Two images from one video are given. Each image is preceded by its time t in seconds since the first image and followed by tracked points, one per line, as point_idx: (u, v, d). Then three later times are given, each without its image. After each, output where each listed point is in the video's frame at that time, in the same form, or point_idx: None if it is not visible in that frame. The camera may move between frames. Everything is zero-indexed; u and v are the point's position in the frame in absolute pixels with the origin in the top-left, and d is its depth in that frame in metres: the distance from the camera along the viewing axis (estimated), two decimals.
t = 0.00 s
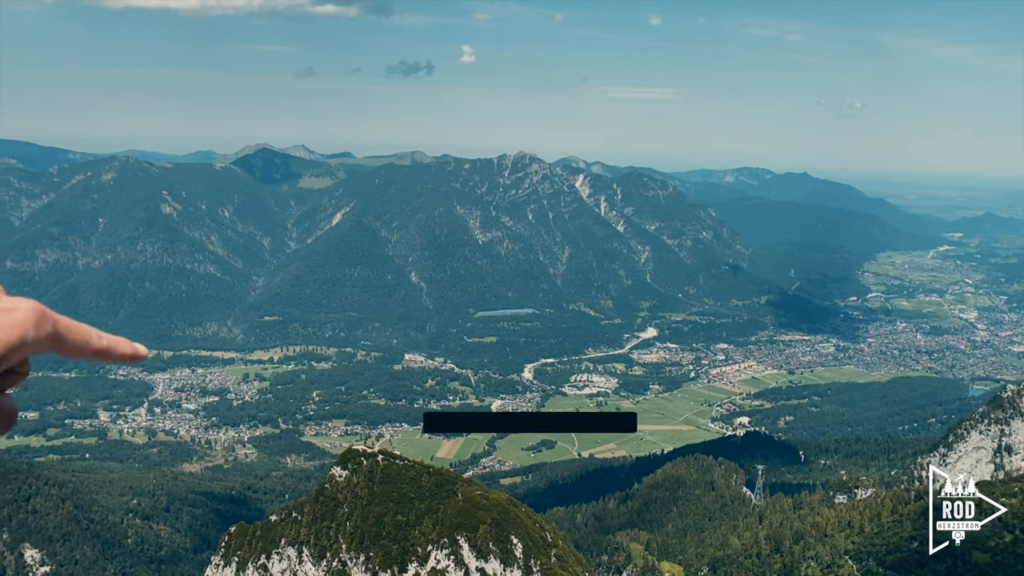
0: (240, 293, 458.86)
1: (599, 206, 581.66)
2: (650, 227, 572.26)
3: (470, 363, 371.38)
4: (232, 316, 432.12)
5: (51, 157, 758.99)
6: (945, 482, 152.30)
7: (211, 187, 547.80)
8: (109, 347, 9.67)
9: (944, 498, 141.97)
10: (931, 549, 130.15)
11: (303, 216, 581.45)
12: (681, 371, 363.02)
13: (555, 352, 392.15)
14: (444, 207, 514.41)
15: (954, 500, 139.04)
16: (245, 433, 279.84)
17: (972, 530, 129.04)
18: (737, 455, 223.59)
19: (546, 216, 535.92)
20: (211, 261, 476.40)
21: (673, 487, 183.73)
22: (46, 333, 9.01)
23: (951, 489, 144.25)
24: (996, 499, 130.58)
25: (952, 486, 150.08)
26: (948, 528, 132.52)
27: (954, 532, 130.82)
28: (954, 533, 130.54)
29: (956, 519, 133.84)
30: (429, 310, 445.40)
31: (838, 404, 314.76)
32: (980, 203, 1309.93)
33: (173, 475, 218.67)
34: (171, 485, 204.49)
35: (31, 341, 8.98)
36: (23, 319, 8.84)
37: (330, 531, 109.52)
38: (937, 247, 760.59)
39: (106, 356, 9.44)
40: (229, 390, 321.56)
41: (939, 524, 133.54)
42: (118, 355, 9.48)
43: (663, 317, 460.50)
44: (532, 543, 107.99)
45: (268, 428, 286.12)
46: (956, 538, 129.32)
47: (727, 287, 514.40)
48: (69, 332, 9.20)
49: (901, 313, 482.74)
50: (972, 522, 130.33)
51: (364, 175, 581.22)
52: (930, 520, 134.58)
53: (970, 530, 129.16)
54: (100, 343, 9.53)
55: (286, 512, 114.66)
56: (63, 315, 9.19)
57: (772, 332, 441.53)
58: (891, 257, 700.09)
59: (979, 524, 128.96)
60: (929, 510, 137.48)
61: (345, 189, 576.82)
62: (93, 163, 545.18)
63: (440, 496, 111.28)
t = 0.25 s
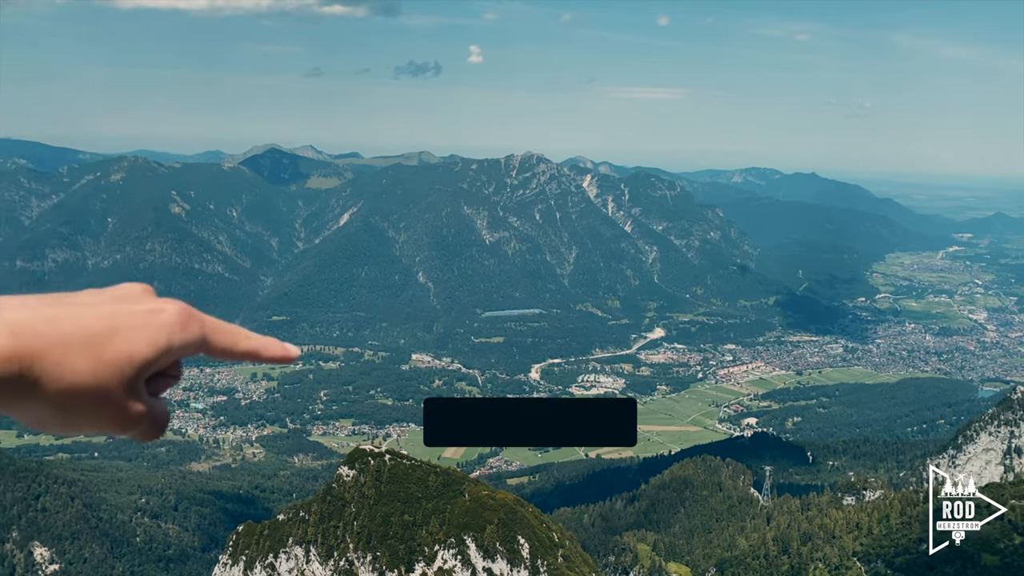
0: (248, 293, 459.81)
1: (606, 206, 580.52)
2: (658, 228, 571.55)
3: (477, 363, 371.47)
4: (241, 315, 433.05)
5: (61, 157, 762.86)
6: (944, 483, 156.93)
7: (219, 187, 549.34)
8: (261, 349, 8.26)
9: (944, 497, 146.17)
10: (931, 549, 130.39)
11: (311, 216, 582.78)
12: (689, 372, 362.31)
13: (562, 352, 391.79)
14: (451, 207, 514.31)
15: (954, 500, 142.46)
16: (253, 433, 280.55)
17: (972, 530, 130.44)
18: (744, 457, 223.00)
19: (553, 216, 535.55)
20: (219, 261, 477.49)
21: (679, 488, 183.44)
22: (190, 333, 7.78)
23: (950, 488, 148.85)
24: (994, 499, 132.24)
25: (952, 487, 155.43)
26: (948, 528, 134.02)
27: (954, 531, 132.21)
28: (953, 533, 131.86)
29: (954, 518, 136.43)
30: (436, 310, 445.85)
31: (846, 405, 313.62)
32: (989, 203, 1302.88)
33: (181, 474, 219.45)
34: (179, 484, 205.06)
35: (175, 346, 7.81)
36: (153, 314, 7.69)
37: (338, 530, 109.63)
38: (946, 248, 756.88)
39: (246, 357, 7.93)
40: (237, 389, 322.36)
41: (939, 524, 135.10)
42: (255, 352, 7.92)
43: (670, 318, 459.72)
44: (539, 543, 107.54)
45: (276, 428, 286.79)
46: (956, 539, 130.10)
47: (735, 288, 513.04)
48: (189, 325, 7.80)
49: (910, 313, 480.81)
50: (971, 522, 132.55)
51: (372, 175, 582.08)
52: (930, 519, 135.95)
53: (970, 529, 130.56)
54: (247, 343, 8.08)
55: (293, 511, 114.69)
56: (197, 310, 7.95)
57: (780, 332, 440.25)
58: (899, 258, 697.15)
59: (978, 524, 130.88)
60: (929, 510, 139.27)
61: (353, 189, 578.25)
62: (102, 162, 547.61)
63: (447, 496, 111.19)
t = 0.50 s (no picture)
0: (253, 293, 460.20)
1: (611, 206, 579.17)
2: (663, 228, 571.23)
3: (482, 363, 371.50)
4: (246, 314, 433.52)
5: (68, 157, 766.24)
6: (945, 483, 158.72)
7: (225, 187, 550.34)
8: (333, 396, 6.78)
9: (945, 497, 147.71)
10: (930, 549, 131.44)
11: (316, 216, 583.85)
12: (694, 372, 361.74)
13: (567, 352, 391.44)
14: (456, 207, 514.13)
15: (952, 499, 144.62)
16: (258, 433, 281.01)
17: (971, 530, 131.80)
18: (749, 458, 222.41)
19: (558, 216, 535.52)
20: (224, 261, 478.38)
21: (685, 488, 183.23)
22: (255, 368, 6.27)
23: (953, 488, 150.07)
24: (995, 500, 133.90)
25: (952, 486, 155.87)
26: (948, 528, 134.50)
27: (955, 530, 132.94)
28: (954, 531, 132.81)
29: (956, 518, 137.02)
30: (441, 310, 446.21)
31: (852, 406, 312.73)
32: (995, 204, 1302.10)
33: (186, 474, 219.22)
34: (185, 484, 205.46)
35: (239, 391, 6.27)
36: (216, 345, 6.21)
37: (343, 530, 109.90)
38: (952, 248, 755.80)
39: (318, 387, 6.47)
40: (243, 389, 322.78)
41: (941, 525, 135.60)
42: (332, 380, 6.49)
43: (675, 318, 459.21)
44: (544, 543, 107.74)
45: (281, 427, 286.98)
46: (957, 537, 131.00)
47: (740, 288, 512.30)
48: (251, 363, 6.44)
49: (916, 314, 479.43)
50: (974, 523, 133.00)
51: (377, 175, 582.81)
52: (930, 519, 136.94)
53: (970, 529, 131.98)
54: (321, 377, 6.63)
55: (299, 510, 115.06)
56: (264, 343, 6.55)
57: (785, 333, 439.38)
58: (905, 258, 696.15)
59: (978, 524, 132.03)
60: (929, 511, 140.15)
61: (358, 189, 579.23)
62: (109, 163, 549.37)
63: (451, 496, 111.12)
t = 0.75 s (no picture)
0: (256, 293, 460.79)
1: (614, 206, 579.06)
2: (666, 228, 570.73)
3: (485, 364, 371.51)
4: (250, 314, 434.37)
5: (73, 157, 768.68)
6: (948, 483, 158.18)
7: (228, 187, 551.18)
8: (287, 443, 9.04)
9: (946, 496, 146.97)
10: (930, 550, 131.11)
11: (320, 217, 584.11)
12: (697, 372, 361.43)
13: (570, 353, 391.33)
14: (459, 208, 514.16)
15: (953, 500, 142.95)
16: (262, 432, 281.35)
17: (972, 530, 131.10)
18: (753, 458, 222.15)
19: (561, 217, 535.53)
20: (228, 261, 479.42)
21: (688, 488, 183.12)
22: (213, 435, 8.49)
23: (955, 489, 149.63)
24: (997, 500, 133.22)
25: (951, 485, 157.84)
26: (948, 528, 133.66)
27: (955, 531, 132.18)
28: (955, 532, 132.02)
29: (956, 518, 136.22)
30: (444, 311, 446.34)
31: (856, 406, 312.16)
32: (1000, 203, 1298.68)
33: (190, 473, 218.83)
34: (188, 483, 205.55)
35: (196, 447, 8.50)
36: (185, 417, 8.44)
37: (346, 530, 109.93)
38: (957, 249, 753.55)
39: (261, 451, 8.78)
40: (246, 389, 323.07)
41: (941, 525, 134.96)
42: (274, 452, 8.84)
43: (679, 318, 458.98)
44: (547, 544, 107.96)
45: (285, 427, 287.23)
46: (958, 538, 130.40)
47: (744, 288, 511.77)
48: (223, 419, 8.56)
49: (920, 314, 478.36)
50: (975, 523, 132.26)
51: (381, 176, 583.19)
52: (930, 520, 136.36)
53: (970, 529, 131.17)
54: (268, 440, 8.96)
55: (302, 510, 114.98)
56: (232, 409, 8.63)
57: (789, 333, 438.81)
58: (909, 259, 694.53)
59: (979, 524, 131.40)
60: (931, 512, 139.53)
61: (361, 190, 579.73)
62: (113, 163, 550.42)
63: (455, 496, 111.29)
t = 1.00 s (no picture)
0: (259, 293, 461.09)
1: (617, 207, 579.59)
2: (668, 228, 570.04)
3: (487, 363, 371.52)
4: (252, 315, 434.97)
5: (76, 157, 769.84)
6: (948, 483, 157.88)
7: (231, 187, 551.55)
8: (160, 444, 12.94)
9: (945, 495, 146.29)
10: (931, 550, 130.91)
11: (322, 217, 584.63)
12: (699, 373, 361.29)
13: (572, 353, 391.26)
14: (461, 208, 513.93)
15: (952, 500, 141.67)
16: (264, 432, 281.55)
17: (972, 530, 130.89)
18: (754, 458, 221.99)
19: (563, 216, 535.46)
20: (230, 261, 480.05)
21: (690, 489, 183.05)
22: (110, 427, 12.12)
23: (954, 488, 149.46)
24: (997, 500, 132.93)
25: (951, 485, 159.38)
26: (948, 528, 133.39)
27: (955, 531, 131.81)
28: (955, 532, 131.65)
29: (956, 518, 135.77)
30: (446, 311, 446.49)
31: (858, 407, 311.87)
32: (1003, 204, 1296.94)
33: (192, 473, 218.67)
34: (191, 483, 205.90)
35: (102, 434, 12.09)
36: (90, 410, 12.07)
37: (348, 530, 109.91)
38: (960, 249, 752.13)
39: (156, 445, 12.67)
40: (248, 389, 323.24)
41: (941, 525, 134.65)
42: (168, 450, 12.79)
43: (681, 318, 458.82)
44: (549, 543, 108.15)
45: (287, 427, 287.43)
46: (958, 537, 130.14)
47: (746, 288, 511.40)
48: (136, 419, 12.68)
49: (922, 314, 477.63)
50: (975, 523, 131.93)
51: (383, 175, 583.31)
52: (930, 520, 136.22)
53: (970, 530, 130.98)
54: (167, 437, 12.93)
55: (304, 510, 114.99)
56: (136, 408, 12.43)
57: (791, 334, 438.47)
58: (912, 259, 693.55)
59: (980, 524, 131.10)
60: (930, 512, 139.22)
61: (363, 189, 579.93)
62: (115, 163, 550.89)
63: (456, 496, 111.23)
